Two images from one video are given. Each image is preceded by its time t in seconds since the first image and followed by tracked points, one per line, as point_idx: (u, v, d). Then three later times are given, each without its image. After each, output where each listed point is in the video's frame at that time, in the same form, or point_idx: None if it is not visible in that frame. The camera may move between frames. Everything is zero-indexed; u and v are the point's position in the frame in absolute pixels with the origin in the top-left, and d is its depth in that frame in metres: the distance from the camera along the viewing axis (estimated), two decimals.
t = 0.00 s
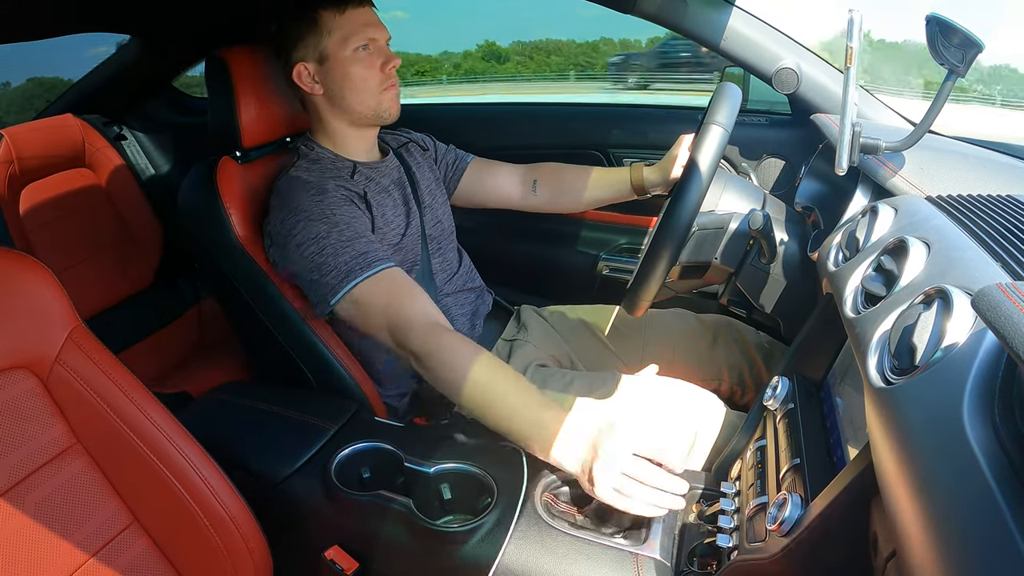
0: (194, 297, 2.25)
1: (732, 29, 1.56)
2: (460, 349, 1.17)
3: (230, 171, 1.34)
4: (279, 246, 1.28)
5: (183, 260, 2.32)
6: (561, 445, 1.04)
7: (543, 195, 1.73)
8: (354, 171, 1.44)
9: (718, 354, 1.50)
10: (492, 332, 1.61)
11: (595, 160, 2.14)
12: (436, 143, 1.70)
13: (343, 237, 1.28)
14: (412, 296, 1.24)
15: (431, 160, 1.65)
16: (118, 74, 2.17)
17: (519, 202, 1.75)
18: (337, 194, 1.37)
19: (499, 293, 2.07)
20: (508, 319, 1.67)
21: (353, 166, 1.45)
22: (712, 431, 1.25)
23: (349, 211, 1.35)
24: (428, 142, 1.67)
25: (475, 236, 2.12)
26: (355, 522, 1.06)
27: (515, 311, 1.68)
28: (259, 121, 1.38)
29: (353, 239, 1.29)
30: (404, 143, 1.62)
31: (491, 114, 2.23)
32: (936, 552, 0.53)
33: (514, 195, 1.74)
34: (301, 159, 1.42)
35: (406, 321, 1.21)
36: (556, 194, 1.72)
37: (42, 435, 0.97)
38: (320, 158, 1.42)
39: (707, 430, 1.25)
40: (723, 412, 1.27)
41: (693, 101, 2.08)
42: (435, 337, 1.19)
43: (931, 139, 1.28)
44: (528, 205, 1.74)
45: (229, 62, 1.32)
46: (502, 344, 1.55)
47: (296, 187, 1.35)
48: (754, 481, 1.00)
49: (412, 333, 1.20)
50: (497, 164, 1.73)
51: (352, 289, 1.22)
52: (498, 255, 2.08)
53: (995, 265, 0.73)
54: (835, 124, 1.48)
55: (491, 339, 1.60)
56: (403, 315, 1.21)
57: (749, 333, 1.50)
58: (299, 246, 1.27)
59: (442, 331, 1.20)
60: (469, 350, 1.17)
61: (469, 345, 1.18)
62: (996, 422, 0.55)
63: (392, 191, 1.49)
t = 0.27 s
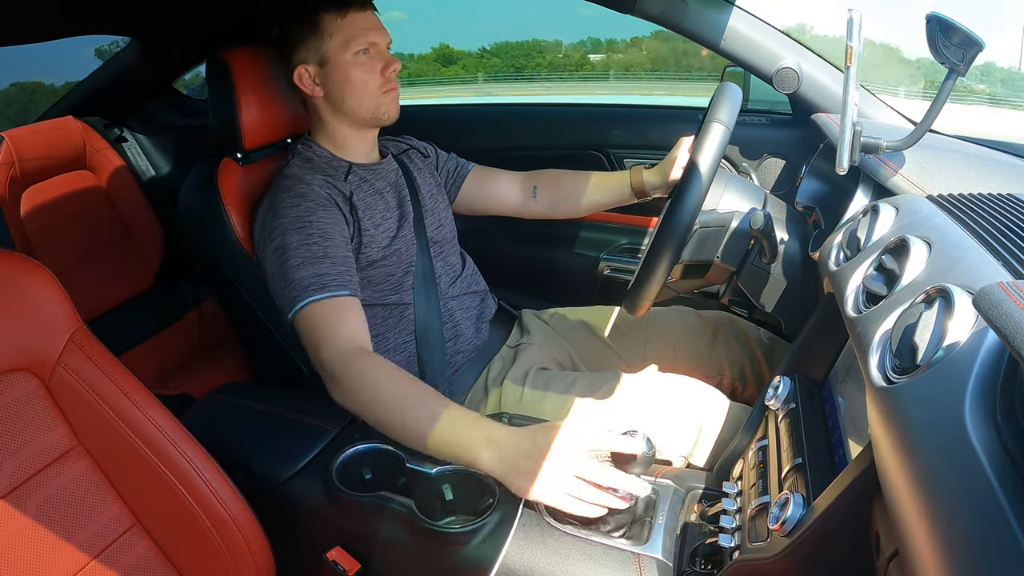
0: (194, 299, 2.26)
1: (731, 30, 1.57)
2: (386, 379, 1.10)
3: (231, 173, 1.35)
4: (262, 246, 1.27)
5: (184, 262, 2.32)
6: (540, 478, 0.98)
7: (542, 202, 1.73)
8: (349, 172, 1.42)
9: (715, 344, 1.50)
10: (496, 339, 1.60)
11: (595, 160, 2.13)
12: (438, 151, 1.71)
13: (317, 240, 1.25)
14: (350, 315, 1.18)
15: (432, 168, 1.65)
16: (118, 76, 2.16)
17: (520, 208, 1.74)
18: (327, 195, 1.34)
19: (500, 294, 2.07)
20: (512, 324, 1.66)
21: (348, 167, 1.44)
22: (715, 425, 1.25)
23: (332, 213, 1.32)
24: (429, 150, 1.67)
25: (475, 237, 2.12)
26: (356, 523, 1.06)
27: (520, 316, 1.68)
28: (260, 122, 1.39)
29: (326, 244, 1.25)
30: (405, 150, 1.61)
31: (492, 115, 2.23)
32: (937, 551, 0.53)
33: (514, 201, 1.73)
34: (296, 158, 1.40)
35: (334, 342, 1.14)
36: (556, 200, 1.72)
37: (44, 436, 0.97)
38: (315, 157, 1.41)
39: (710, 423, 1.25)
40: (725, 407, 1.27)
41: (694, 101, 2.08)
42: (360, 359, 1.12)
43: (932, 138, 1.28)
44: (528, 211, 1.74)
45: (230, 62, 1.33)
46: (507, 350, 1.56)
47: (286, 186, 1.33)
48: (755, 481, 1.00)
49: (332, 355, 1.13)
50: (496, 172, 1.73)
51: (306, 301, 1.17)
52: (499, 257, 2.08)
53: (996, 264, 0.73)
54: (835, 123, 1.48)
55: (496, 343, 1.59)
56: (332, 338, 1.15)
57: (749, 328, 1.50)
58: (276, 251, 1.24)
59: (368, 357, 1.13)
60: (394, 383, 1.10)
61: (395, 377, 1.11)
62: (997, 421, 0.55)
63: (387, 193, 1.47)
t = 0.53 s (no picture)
0: (194, 300, 2.27)
1: (731, 31, 1.57)
2: (349, 391, 1.12)
3: (230, 174, 1.35)
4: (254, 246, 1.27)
5: (183, 262, 2.32)
6: (517, 516, 0.99)
7: (542, 201, 1.73)
8: (345, 170, 1.42)
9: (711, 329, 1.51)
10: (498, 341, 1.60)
11: (594, 161, 2.13)
12: (437, 150, 1.71)
13: (306, 240, 1.25)
14: (327, 324, 1.21)
15: (431, 166, 1.65)
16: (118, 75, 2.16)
17: (519, 206, 1.73)
18: (322, 194, 1.34)
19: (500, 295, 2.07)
20: (513, 329, 1.65)
21: (345, 165, 1.43)
22: (716, 422, 1.24)
23: (325, 212, 1.32)
24: (428, 149, 1.67)
25: (475, 238, 2.12)
26: (356, 523, 1.06)
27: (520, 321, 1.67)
28: (260, 123, 1.39)
29: (314, 245, 1.26)
30: (404, 149, 1.61)
31: (492, 115, 2.23)
32: (936, 552, 0.53)
33: (513, 199, 1.73)
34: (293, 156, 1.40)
35: (306, 353, 1.17)
36: (556, 198, 1.72)
37: (43, 436, 0.97)
38: (312, 155, 1.41)
39: (710, 420, 1.24)
40: (727, 402, 1.27)
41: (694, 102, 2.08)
42: (326, 369, 1.14)
43: (932, 139, 1.28)
44: (527, 209, 1.73)
45: (230, 62, 1.33)
46: (507, 354, 1.57)
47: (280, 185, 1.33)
48: (755, 482, 1.00)
49: (300, 368, 1.16)
50: (495, 171, 1.73)
51: (284, 308, 1.18)
52: (498, 257, 2.08)
53: (995, 265, 0.73)
54: (835, 125, 1.48)
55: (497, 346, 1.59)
56: (303, 349, 1.17)
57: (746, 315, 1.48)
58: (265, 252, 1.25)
59: (332, 369, 1.15)
60: (358, 395, 1.12)
61: (360, 391, 1.13)
62: (997, 422, 0.55)
63: (384, 191, 1.47)
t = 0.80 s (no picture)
0: (194, 297, 2.24)
1: (732, 29, 1.56)
2: (347, 385, 1.12)
3: (230, 172, 1.34)
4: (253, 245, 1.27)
5: (183, 261, 2.32)
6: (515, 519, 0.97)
7: (541, 200, 1.72)
8: (343, 168, 1.42)
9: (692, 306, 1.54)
10: (498, 342, 1.60)
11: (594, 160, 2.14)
12: (437, 147, 1.70)
13: (303, 238, 1.25)
14: (326, 320, 1.20)
15: (430, 163, 1.65)
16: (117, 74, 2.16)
17: (519, 206, 1.73)
18: (319, 192, 1.34)
19: (499, 294, 2.07)
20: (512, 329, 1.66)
21: (343, 163, 1.43)
22: (716, 417, 1.24)
23: (322, 210, 1.32)
24: (428, 146, 1.67)
25: (475, 237, 2.12)
26: (355, 522, 1.06)
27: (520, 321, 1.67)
28: (260, 120, 1.38)
29: (311, 243, 1.26)
30: (403, 147, 1.61)
31: (492, 114, 2.23)
32: (935, 552, 0.53)
33: (512, 199, 1.73)
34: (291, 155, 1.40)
35: (305, 349, 1.16)
36: (555, 199, 1.71)
37: (42, 434, 0.97)
38: (310, 153, 1.41)
39: (710, 415, 1.24)
40: (726, 397, 1.26)
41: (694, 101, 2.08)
42: (326, 364, 1.14)
43: (931, 139, 1.28)
44: (527, 208, 1.73)
45: (230, 60, 1.33)
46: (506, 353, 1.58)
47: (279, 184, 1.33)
48: (754, 481, 1.00)
49: (302, 365, 1.16)
50: (495, 169, 1.73)
51: (283, 306, 1.18)
52: (498, 256, 2.08)
53: (995, 265, 0.73)
54: (835, 124, 1.48)
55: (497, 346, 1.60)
56: (304, 347, 1.17)
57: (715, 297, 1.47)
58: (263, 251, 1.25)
59: (335, 365, 1.14)
60: (355, 388, 1.12)
61: (360, 384, 1.13)
62: (996, 422, 0.55)
63: (382, 188, 1.47)
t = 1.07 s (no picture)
0: (193, 296, 2.24)
1: (732, 30, 1.56)
2: (352, 385, 1.12)
3: (230, 171, 1.34)
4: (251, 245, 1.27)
5: (182, 260, 2.32)
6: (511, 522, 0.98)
7: (545, 187, 1.74)
8: (342, 167, 1.42)
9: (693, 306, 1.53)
10: (497, 338, 1.60)
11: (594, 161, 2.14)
12: (437, 141, 1.69)
13: (303, 238, 1.25)
14: (329, 322, 1.20)
15: (431, 162, 1.65)
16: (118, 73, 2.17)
17: (524, 192, 1.75)
18: (318, 192, 1.34)
19: (499, 293, 2.07)
20: (511, 327, 1.66)
21: (342, 162, 1.43)
22: (711, 428, 1.25)
23: (321, 210, 1.31)
24: (428, 143, 1.66)
25: (475, 236, 2.12)
26: (355, 522, 1.06)
27: (519, 320, 1.67)
28: (260, 119, 1.38)
29: (311, 242, 1.25)
30: (402, 146, 1.61)
31: (492, 113, 2.23)
32: (935, 553, 0.53)
33: (516, 185, 1.74)
34: (292, 154, 1.40)
35: (307, 351, 1.16)
36: (559, 186, 1.73)
37: (42, 434, 0.97)
38: (309, 152, 1.41)
39: (708, 428, 1.24)
40: (722, 406, 1.27)
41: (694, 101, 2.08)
42: (330, 364, 1.14)
43: (931, 139, 1.28)
44: (531, 195, 1.75)
45: (232, 58, 1.33)
46: (505, 351, 1.58)
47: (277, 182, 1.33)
48: (753, 481, 1.00)
49: (305, 366, 1.16)
50: (499, 156, 1.74)
51: (283, 306, 1.18)
52: (497, 256, 2.08)
53: (995, 265, 0.73)
54: (835, 124, 1.48)
55: (496, 342, 1.60)
56: (305, 346, 1.17)
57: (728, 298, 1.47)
58: (261, 251, 1.24)
59: (337, 365, 1.15)
60: (356, 388, 1.12)
61: (362, 384, 1.13)
62: (996, 422, 0.55)
63: (381, 188, 1.47)
